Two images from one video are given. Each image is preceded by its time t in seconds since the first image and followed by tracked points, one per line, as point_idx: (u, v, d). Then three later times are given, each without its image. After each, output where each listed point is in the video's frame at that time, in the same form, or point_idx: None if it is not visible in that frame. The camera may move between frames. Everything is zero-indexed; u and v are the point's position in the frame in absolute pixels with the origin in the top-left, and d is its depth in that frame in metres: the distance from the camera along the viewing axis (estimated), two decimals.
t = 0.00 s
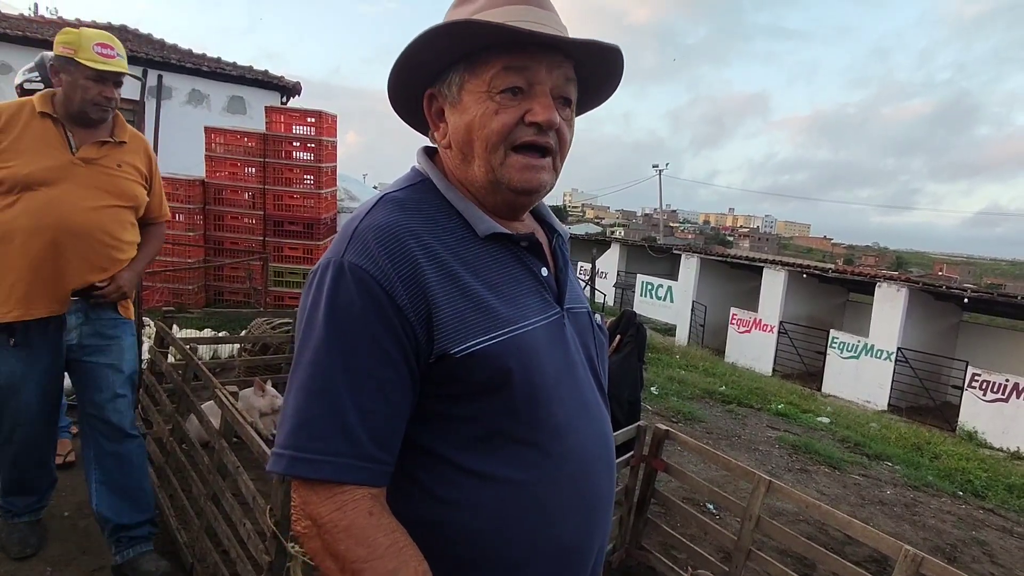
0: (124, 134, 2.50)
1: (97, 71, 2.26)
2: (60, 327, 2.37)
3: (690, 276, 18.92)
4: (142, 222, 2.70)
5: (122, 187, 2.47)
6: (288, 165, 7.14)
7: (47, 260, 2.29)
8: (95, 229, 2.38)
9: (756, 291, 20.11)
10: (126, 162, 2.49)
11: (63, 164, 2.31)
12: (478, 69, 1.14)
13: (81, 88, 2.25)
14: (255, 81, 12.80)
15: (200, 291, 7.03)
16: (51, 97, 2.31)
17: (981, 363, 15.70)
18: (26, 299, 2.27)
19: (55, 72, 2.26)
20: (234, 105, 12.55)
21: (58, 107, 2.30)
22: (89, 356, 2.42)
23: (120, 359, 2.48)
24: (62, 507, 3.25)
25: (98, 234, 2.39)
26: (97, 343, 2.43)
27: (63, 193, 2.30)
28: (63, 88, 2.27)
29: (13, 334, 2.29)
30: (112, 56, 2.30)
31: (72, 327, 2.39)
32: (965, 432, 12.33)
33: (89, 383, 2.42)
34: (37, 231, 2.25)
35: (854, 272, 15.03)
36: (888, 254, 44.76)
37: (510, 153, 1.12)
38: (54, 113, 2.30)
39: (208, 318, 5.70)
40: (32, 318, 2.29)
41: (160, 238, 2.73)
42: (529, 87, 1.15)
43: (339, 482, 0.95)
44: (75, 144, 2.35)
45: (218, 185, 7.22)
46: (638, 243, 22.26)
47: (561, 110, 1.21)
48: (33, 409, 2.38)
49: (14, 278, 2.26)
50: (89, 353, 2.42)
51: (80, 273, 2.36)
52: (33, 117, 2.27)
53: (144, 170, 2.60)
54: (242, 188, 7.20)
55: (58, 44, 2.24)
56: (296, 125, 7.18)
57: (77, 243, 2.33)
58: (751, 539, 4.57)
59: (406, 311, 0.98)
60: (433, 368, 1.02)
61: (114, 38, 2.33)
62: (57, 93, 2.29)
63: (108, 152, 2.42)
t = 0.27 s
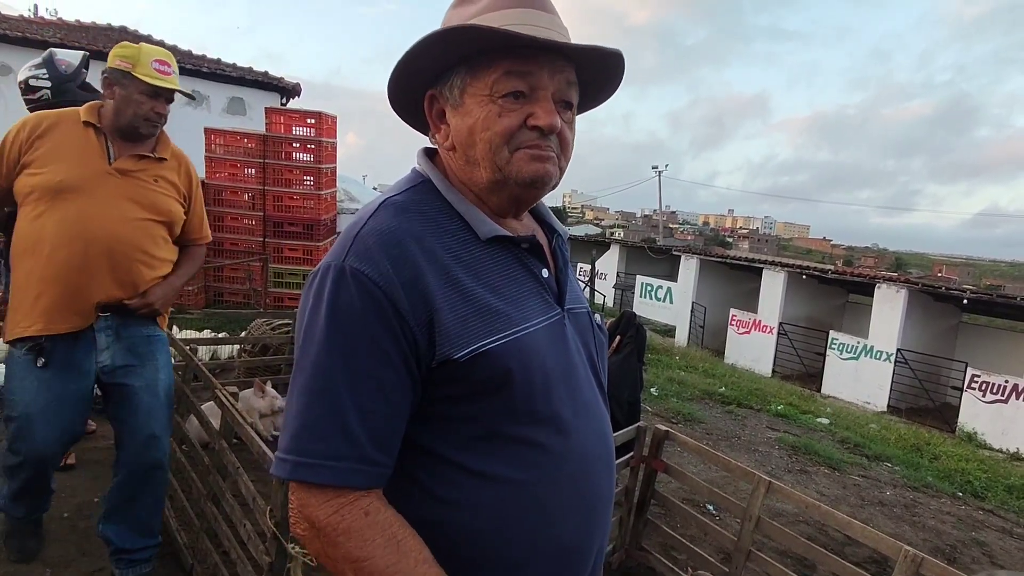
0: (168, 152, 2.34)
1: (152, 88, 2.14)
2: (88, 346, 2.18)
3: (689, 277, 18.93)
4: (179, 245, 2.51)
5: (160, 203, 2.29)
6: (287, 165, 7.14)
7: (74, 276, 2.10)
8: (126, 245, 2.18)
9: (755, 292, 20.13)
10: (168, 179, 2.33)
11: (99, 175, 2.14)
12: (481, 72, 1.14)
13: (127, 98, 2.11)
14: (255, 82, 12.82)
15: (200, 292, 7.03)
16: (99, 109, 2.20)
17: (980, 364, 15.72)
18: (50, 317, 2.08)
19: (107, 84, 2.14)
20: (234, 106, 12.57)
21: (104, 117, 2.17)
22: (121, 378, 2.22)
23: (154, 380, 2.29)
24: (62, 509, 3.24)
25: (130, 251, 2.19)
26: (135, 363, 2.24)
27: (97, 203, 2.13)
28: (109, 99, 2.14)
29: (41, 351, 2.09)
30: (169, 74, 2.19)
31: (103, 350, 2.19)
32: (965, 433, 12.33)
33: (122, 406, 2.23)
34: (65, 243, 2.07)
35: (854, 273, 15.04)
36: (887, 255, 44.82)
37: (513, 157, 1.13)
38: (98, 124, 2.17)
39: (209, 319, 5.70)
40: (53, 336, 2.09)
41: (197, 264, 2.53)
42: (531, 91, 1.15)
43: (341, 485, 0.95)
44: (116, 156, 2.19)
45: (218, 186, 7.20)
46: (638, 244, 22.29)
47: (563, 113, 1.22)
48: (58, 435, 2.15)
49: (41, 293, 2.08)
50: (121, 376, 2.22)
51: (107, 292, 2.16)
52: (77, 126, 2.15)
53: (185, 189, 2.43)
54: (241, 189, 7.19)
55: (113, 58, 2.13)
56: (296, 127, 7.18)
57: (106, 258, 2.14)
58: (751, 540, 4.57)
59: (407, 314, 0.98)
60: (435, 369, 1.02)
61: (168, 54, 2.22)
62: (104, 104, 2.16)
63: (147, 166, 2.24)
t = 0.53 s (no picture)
0: (186, 150, 2.30)
1: (174, 84, 2.12)
2: (104, 348, 2.08)
3: (689, 278, 18.94)
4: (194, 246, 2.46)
5: (178, 201, 2.23)
6: (287, 167, 7.14)
7: (88, 275, 2.01)
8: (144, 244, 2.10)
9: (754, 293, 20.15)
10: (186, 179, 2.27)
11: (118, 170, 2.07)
12: (478, 76, 1.15)
13: (150, 94, 2.08)
14: (254, 83, 12.83)
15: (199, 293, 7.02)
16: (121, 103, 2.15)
17: (979, 365, 15.74)
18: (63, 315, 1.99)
19: (129, 80, 2.11)
20: (234, 107, 12.58)
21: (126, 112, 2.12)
22: (132, 384, 2.15)
23: (161, 390, 2.23)
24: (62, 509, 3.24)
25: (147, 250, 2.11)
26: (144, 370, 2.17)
27: (114, 199, 2.06)
28: (131, 94, 2.10)
29: (54, 347, 1.98)
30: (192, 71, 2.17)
31: (117, 354, 2.10)
32: (963, 434, 12.34)
33: (137, 415, 2.17)
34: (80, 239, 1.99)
35: (853, 274, 15.06)
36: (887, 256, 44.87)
37: (508, 160, 1.14)
38: (118, 118, 2.10)
39: (208, 320, 5.70)
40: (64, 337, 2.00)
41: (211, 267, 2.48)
42: (527, 95, 1.16)
43: (346, 483, 0.96)
44: (135, 153, 2.13)
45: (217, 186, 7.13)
46: (637, 245, 22.31)
47: (558, 116, 1.23)
48: (84, 438, 1.97)
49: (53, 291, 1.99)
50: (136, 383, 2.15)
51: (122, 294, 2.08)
52: (96, 119, 2.08)
53: (203, 188, 2.38)
54: (240, 190, 7.16)
55: (135, 53, 2.10)
56: (295, 128, 7.19)
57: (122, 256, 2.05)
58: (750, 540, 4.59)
59: (404, 315, 0.99)
60: (431, 370, 1.03)
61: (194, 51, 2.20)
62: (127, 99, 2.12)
63: (168, 164, 2.20)
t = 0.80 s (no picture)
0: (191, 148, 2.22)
1: (182, 85, 2.02)
2: (121, 363, 2.02)
3: (688, 279, 18.94)
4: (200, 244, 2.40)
5: (191, 206, 2.16)
6: (286, 166, 7.13)
7: (110, 290, 1.94)
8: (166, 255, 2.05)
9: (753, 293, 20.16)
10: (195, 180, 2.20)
11: (131, 177, 1.99)
12: (478, 71, 1.15)
13: (158, 96, 1.99)
14: (252, 83, 12.83)
15: (198, 293, 7.01)
16: (122, 102, 2.03)
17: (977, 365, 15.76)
18: (80, 332, 1.91)
19: (135, 80, 2.01)
20: (232, 107, 12.58)
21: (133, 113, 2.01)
22: (146, 395, 2.12)
23: (173, 399, 2.22)
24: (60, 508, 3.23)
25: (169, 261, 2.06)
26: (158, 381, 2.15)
27: (131, 206, 1.97)
28: (137, 94, 2.00)
29: (74, 369, 1.91)
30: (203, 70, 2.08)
31: (134, 368, 2.06)
32: (962, 434, 12.35)
33: (149, 425, 2.16)
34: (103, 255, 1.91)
35: (852, 275, 15.07)
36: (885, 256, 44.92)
37: (508, 152, 1.14)
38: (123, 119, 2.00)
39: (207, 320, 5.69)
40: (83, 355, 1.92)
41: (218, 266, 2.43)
42: (527, 88, 1.16)
43: (360, 479, 0.96)
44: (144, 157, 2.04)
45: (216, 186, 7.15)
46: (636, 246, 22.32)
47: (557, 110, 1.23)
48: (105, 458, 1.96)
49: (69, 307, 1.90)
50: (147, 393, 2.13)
51: (144, 307, 2.02)
52: (101, 120, 1.97)
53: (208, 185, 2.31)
54: (239, 190, 7.17)
55: (143, 51, 2.00)
56: (294, 128, 7.19)
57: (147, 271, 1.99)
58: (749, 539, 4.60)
59: (410, 308, 0.98)
60: (436, 363, 1.02)
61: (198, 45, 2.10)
62: (131, 99, 2.01)
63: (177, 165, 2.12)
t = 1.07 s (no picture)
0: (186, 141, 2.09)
1: (171, 71, 1.87)
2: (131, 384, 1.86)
3: (686, 279, 18.97)
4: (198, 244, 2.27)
5: (195, 204, 2.03)
6: (285, 168, 7.14)
7: (123, 302, 1.79)
8: (179, 258, 1.92)
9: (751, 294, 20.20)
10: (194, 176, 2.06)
11: (134, 176, 1.84)
12: (486, 71, 1.16)
13: (147, 84, 1.84)
14: (251, 84, 12.84)
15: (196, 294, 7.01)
16: (108, 95, 1.88)
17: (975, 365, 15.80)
18: (90, 351, 1.76)
19: (120, 70, 1.85)
20: (231, 108, 12.60)
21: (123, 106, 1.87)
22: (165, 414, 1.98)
23: (191, 414, 2.08)
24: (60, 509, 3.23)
25: (181, 265, 1.93)
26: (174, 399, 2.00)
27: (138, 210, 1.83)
28: (125, 85, 1.85)
29: (83, 392, 1.75)
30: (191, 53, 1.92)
31: (146, 386, 1.90)
32: (960, 434, 12.38)
33: (163, 446, 2.01)
34: (116, 264, 1.77)
35: (850, 275, 15.11)
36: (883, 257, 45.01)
37: (515, 153, 1.15)
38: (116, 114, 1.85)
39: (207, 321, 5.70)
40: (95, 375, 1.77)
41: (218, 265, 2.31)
42: (534, 90, 1.17)
43: (354, 476, 0.97)
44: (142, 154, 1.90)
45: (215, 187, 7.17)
46: (634, 246, 22.35)
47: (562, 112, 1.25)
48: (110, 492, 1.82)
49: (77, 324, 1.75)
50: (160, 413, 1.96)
51: (160, 317, 1.88)
52: (91, 118, 1.81)
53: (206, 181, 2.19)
54: (239, 191, 7.19)
55: (121, 38, 1.83)
56: (293, 128, 7.20)
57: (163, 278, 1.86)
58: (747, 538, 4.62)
59: (413, 309, 1.00)
60: (438, 363, 1.03)
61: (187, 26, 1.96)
62: (117, 90, 1.87)
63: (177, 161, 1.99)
